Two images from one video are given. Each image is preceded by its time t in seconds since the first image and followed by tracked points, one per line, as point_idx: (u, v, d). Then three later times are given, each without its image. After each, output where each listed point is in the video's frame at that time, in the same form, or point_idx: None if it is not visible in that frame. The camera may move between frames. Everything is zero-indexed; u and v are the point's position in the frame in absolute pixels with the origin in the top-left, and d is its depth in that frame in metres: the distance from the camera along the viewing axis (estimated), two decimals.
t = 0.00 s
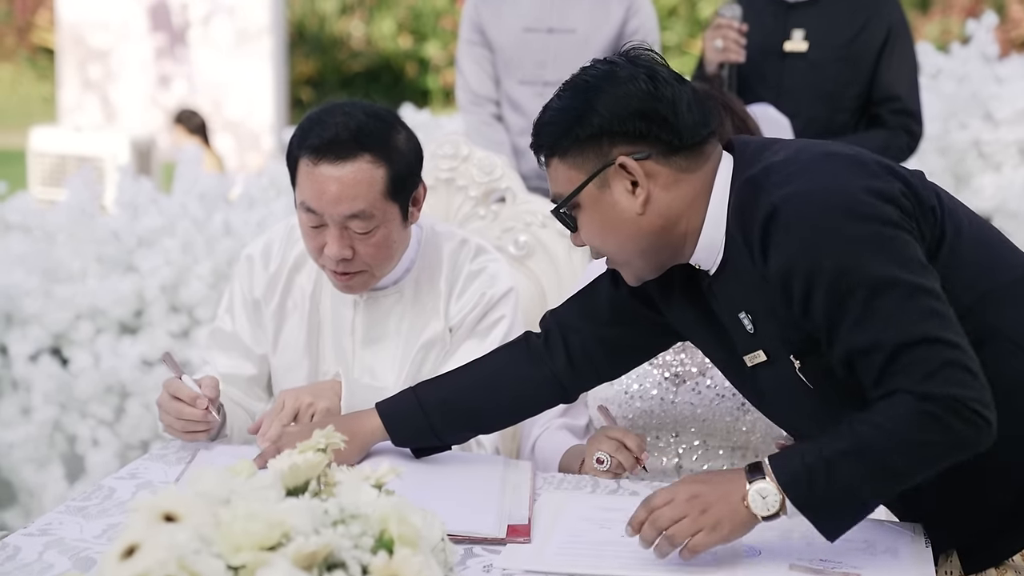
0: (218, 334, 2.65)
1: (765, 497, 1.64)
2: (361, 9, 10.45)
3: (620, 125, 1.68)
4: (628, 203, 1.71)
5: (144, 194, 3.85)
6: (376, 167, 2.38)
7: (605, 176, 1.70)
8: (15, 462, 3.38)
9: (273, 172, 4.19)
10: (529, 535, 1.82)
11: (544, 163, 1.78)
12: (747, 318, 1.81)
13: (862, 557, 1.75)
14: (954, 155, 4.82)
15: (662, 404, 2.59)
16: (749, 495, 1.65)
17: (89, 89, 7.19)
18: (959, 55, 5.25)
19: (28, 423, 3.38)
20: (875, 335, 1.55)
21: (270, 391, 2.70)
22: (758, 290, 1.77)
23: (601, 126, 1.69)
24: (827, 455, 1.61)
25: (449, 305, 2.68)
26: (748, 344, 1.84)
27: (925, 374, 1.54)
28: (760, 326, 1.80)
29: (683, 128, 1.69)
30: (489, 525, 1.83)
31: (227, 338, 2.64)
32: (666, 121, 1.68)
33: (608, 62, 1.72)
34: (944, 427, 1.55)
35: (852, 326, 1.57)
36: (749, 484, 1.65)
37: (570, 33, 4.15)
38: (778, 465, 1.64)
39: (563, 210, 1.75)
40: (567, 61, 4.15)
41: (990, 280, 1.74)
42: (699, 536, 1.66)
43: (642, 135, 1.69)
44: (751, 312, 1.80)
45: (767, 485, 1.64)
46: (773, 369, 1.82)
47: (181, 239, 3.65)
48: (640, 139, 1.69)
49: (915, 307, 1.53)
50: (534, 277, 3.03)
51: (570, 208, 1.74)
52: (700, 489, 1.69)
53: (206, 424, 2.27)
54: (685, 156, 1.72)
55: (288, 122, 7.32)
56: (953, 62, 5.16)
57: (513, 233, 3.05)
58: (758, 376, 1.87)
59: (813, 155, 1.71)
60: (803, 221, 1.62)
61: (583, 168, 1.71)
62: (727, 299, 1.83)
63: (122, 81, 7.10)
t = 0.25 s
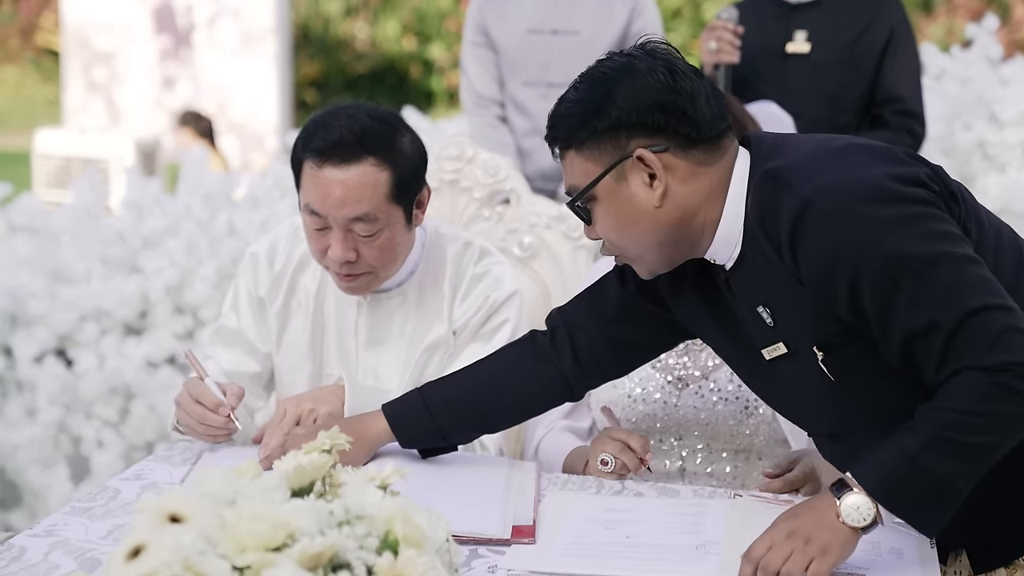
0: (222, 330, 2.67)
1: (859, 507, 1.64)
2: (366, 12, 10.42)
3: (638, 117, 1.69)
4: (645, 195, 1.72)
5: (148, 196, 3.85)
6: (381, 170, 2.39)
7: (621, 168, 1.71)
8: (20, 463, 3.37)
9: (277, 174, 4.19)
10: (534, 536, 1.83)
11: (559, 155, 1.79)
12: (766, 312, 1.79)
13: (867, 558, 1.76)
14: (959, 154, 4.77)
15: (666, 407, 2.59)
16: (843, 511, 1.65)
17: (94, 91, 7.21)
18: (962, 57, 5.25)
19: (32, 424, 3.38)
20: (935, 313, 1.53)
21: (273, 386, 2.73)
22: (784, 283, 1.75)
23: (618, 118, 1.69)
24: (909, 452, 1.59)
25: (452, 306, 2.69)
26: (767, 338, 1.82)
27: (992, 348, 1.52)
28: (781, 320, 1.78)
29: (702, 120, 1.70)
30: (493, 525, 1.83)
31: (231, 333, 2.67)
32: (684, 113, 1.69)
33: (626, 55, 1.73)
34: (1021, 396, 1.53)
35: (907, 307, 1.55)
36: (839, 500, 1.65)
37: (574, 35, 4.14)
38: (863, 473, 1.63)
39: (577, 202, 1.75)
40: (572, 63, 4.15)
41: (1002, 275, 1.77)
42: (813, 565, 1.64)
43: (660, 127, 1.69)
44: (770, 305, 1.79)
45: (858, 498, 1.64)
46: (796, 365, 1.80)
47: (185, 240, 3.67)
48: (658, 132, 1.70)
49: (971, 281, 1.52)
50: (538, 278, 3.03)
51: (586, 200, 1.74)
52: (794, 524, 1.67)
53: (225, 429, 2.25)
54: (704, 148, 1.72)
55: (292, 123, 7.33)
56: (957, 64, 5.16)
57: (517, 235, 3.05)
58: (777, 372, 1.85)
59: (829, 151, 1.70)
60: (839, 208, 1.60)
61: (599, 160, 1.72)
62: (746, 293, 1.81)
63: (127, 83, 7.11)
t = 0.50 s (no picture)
0: (230, 312, 2.67)
1: (859, 507, 1.63)
2: (368, 9, 10.44)
3: (661, 103, 1.68)
4: (666, 182, 1.71)
5: (151, 194, 3.86)
6: (390, 172, 2.38)
7: (643, 155, 1.70)
8: (24, 461, 3.36)
9: (280, 172, 4.19)
10: (537, 534, 1.83)
11: (579, 139, 1.78)
12: (784, 301, 1.79)
13: (870, 555, 1.76)
14: (962, 153, 4.65)
15: (666, 408, 2.59)
16: (843, 510, 1.64)
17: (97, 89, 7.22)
18: (965, 54, 5.24)
19: (35, 422, 3.38)
20: (949, 313, 1.53)
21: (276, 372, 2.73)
22: (803, 274, 1.74)
23: (641, 103, 1.69)
24: (913, 456, 1.59)
25: (461, 305, 2.69)
26: (784, 327, 1.82)
27: (1000, 354, 1.52)
28: (799, 309, 1.78)
29: (724, 108, 1.69)
30: (496, 523, 1.84)
31: (241, 316, 2.67)
32: (706, 101, 1.68)
33: (650, 41, 1.72)
34: None
35: (919, 306, 1.55)
36: (840, 499, 1.65)
37: (577, 33, 4.13)
38: (867, 474, 1.63)
39: (596, 186, 1.74)
40: (575, 60, 4.14)
41: None
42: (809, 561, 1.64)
43: (682, 114, 1.68)
44: (788, 294, 1.78)
45: (860, 497, 1.63)
46: (811, 354, 1.79)
47: (187, 239, 3.67)
48: (680, 119, 1.69)
49: (987, 284, 1.52)
50: (540, 275, 3.04)
51: (606, 185, 1.73)
52: (792, 521, 1.67)
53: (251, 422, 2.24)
54: (726, 137, 1.71)
55: (295, 121, 7.33)
56: (961, 61, 5.15)
57: (520, 232, 3.05)
58: (791, 364, 1.84)
59: (857, 141, 1.70)
60: (862, 201, 1.60)
61: (620, 146, 1.71)
62: (766, 282, 1.81)
63: (129, 81, 7.11)
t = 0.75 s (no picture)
0: (240, 304, 2.65)
1: (858, 508, 1.62)
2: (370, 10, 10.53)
3: (702, 74, 1.66)
4: (702, 153, 1.68)
5: (153, 196, 3.87)
6: (404, 179, 2.34)
7: (681, 125, 1.67)
8: (26, 462, 3.37)
9: (282, 173, 4.19)
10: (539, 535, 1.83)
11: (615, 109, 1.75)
12: (812, 282, 1.76)
13: (872, 557, 1.76)
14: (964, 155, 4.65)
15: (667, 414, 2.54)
16: (842, 511, 1.63)
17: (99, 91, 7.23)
18: (967, 56, 5.25)
19: (38, 423, 3.38)
20: (969, 309, 1.53)
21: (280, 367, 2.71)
22: (832, 257, 1.73)
23: (682, 73, 1.66)
24: (915, 458, 1.59)
25: (472, 310, 2.65)
26: (808, 310, 1.80)
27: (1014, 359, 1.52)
28: (827, 292, 1.75)
29: (764, 83, 1.67)
30: (498, 524, 1.84)
31: (251, 308, 2.65)
32: (747, 75, 1.66)
33: (691, 12, 1.70)
34: None
35: (942, 299, 1.55)
36: (838, 499, 1.64)
37: (579, 34, 4.12)
38: (868, 474, 1.62)
39: (632, 156, 1.72)
40: (577, 62, 4.13)
41: None
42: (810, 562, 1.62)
43: (722, 86, 1.66)
44: (817, 276, 1.76)
45: (858, 497, 1.62)
46: (831, 340, 1.78)
47: (190, 241, 3.67)
48: (719, 90, 1.66)
49: (1012, 287, 1.52)
50: (542, 277, 3.03)
51: (641, 155, 1.72)
52: (792, 521, 1.65)
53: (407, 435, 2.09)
54: (764, 112, 1.69)
55: (297, 123, 7.33)
56: (962, 63, 5.15)
57: (522, 234, 3.05)
58: (811, 347, 1.82)
59: (899, 130, 1.69)
60: (903, 188, 1.60)
61: (658, 115, 1.69)
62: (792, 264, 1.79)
63: (131, 83, 7.11)
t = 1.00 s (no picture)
0: (239, 313, 2.54)
1: (854, 516, 1.54)
2: (368, 13, 10.58)
3: (785, 16, 1.53)
4: (773, 99, 1.55)
5: (150, 198, 3.87)
6: (406, 186, 2.24)
7: (756, 66, 1.54)
8: (24, 464, 3.36)
9: (279, 176, 4.19)
10: (534, 539, 1.84)
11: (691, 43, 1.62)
12: (858, 248, 1.67)
13: (867, 560, 1.76)
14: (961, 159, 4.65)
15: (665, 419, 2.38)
16: (839, 518, 1.55)
17: (97, 93, 7.24)
18: (964, 59, 5.25)
19: (34, 425, 3.38)
20: (997, 301, 1.46)
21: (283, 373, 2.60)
22: (880, 224, 1.64)
23: (764, 13, 1.54)
24: (912, 469, 1.52)
25: (473, 319, 2.53)
26: (849, 273, 1.71)
27: None
28: (871, 260, 1.66)
29: (847, 36, 1.54)
30: (493, 526, 1.84)
31: (250, 318, 2.54)
32: (830, 25, 1.53)
33: None
34: None
35: (975, 282, 1.48)
36: (835, 505, 1.56)
37: (577, 37, 4.10)
38: (864, 484, 1.54)
39: (700, 93, 1.59)
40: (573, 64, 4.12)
41: None
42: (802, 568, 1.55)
43: (802, 32, 1.53)
44: (865, 242, 1.67)
45: (853, 504, 1.54)
46: (868, 307, 1.69)
47: (187, 243, 3.68)
48: (800, 35, 1.53)
49: None
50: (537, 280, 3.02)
51: (711, 93, 1.58)
52: (792, 525, 1.58)
53: (595, 411, 1.84)
54: (844, 65, 1.56)
55: (295, 125, 7.32)
56: (959, 66, 5.15)
57: (518, 237, 3.04)
58: (847, 311, 1.73)
59: (969, 104, 1.60)
60: (964, 161, 1.51)
61: (733, 52, 1.55)
62: (844, 224, 1.70)
63: (129, 86, 7.10)
